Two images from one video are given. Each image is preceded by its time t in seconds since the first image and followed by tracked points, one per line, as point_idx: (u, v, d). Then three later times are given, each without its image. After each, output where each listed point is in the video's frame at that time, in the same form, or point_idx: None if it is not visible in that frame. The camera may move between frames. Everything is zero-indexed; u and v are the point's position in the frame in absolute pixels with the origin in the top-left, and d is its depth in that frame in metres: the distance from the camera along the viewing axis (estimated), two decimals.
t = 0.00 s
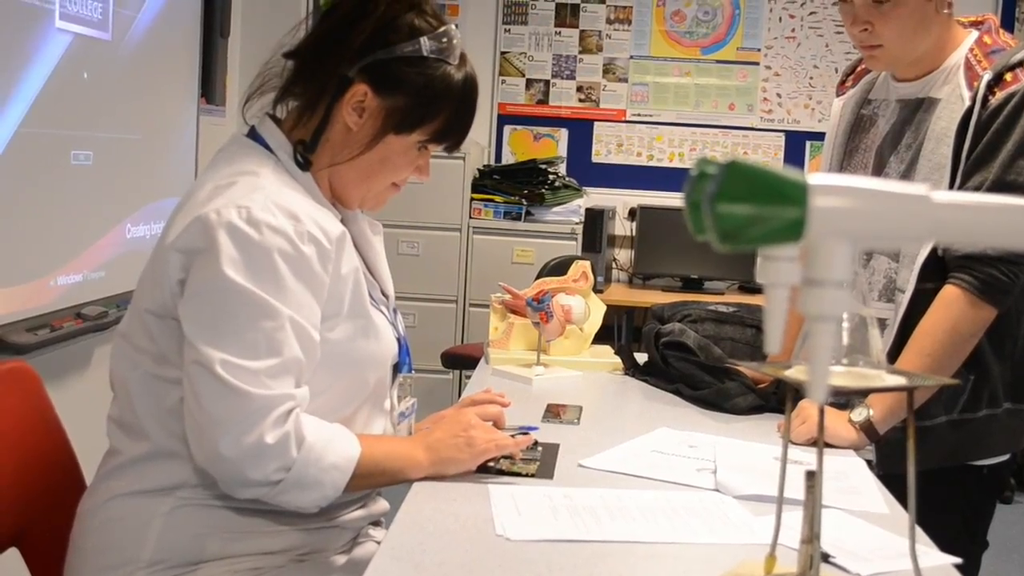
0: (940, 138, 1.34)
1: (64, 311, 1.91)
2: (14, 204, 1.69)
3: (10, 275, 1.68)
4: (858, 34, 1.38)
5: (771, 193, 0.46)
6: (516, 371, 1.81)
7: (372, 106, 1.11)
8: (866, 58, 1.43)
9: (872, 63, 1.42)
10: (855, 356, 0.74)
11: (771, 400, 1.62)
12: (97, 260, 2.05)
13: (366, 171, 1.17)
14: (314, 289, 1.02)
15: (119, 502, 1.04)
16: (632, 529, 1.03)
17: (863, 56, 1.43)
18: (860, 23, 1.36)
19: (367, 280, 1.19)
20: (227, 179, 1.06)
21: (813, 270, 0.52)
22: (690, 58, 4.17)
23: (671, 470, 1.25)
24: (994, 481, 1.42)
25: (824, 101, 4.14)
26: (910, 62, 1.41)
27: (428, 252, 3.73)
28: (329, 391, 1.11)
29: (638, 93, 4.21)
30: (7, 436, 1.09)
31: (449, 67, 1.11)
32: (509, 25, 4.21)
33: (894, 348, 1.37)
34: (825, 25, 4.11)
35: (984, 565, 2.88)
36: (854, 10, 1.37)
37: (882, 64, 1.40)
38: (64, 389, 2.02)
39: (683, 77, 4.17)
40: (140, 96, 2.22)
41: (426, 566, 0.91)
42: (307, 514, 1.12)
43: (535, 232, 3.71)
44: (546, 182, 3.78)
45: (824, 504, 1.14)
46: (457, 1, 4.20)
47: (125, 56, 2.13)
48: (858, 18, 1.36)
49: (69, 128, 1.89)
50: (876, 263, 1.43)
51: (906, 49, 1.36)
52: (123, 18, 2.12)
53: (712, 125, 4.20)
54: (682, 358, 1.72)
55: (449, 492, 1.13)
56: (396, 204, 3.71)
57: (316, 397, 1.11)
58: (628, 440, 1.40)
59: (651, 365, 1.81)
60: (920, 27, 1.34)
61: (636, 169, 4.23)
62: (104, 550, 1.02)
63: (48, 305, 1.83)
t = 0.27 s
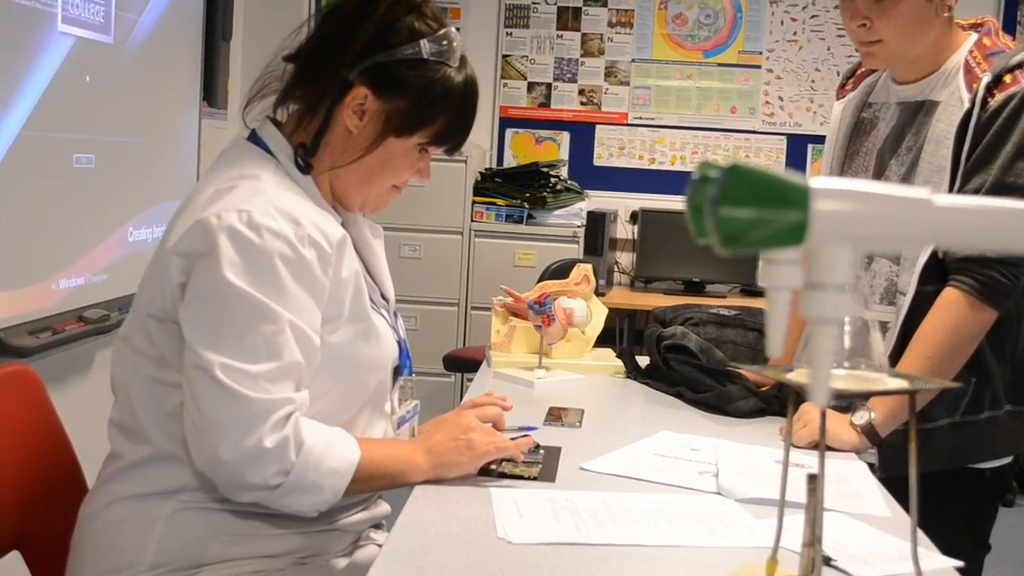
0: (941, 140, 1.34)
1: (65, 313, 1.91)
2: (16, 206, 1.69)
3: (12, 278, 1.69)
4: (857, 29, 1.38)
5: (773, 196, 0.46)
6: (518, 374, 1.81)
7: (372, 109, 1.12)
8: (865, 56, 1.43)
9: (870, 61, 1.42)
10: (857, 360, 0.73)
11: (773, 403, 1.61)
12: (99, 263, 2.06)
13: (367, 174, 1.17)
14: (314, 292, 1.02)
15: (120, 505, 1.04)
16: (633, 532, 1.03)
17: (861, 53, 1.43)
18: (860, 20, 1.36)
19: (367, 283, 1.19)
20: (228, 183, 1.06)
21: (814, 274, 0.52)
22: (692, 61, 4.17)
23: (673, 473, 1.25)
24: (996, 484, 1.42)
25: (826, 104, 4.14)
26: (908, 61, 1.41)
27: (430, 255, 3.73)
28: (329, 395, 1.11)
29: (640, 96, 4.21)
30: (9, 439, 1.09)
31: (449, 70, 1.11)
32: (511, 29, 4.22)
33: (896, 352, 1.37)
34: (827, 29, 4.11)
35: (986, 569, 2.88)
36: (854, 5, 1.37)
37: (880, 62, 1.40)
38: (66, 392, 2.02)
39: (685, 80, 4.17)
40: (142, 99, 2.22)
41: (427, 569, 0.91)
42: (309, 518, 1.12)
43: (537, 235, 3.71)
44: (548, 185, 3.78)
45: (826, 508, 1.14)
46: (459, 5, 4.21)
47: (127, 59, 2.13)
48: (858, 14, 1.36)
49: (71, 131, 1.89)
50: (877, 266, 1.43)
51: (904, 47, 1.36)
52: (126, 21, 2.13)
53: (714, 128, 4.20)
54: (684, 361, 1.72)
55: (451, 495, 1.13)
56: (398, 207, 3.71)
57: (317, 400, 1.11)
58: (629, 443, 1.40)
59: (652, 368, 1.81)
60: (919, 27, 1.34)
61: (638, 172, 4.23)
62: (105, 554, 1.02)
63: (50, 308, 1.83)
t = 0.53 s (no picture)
0: (941, 143, 1.34)
1: (66, 316, 1.91)
2: (17, 209, 1.69)
3: (13, 281, 1.69)
4: (858, 36, 1.38)
5: (774, 199, 0.45)
6: (519, 377, 1.81)
7: (373, 111, 1.11)
8: (866, 62, 1.43)
9: (872, 67, 1.42)
10: (858, 362, 0.73)
11: (773, 406, 1.61)
12: (100, 266, 2.06)
13: (367, 177, 1.17)
14: (314, 296, 1.02)
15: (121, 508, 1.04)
16: (634, 534, 1.03)
17: (863, 60, 1.42)
18: (861, 27, 1.35)
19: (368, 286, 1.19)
20: (229, 186, 1.06)
21: (815, 276, 0.52)
22: (693, 63, 4.17)
23: (673, 476, 1.25)
24: (996, 487, 1.42)
25: (826, 107, 4.15)
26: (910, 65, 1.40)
27: (430, 258, 3.73)
28: (330, 398, 1.11)
29: (640, 99, 4.22)
30: (10, 442, 1.09)
31: (450, 71, 1.11)
32: (512, 31, 4.22)
33: (896, 355, 1.37)
34: (828, 31, 4.11)
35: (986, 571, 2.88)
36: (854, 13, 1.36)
37: (883, 68, 1.40)
38: (67, 395, 2.02)
39: (685, 83, 4.18)
40: (142, 102, 2.22)
41: (428, 572, 0.91)
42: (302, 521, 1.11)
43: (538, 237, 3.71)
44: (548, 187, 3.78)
45: (826, 510, 1.14)
46: (460, 7, 4.21)
47: (128, 62, 2.13)
48: (859, 20, 1.36)
49: (72, 133, 1.89)
50: (878, 269, 1.44)
51: (906, 52, 1.36)
52: (127, 24, 2.13)
53: (715, 131, 4.20)
54: (685, 364, 1.73)
55: (451, 498, 1.13)
56: (399, 209, 3.71)
57: (317, 403, 1.11)
58: (630, 445, 1.40)
59: (652, 370, 1.81)
60: (920, 30, 1.33)
61: (638, 175, 4.24)
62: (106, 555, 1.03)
63: (50, 311, 1.83)
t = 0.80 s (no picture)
0: (941, 144, 1.34)
1: (66, 318, 1.91)
2: (17, 211, 1.69)
3: (13, 283, 1.68)
4: (858, 38, 1.38)
5: (775, 201, 0.46)
6: (520, 378, 1.81)
7: (374, 112, 1.12)
8: (865, 63, 1.43)
9: (871, 68, 1.42)
10: (858, 363, 0.74)
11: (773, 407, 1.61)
12: (100, 268, 2.06)
13: (369, 178, 1.17)
14: (314, 298, 1.02)
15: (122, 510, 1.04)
16: (634, 536, 1.03)
17: (862, 61, 1.42)
18: (861, 28, 1.35)
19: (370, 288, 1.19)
20: (231, 186, 1.06)
21: (813, 276, 0.52)
22: (693, 65, 4.17)
23: (675, 477, 1.25)
24: (997, 488, 1.42)
25: (826, 108, 4.15)
26: (910, 67, 1.41)
27: (431, 259, 3.73)
28: (331, 400, 1.11)
29: (641, 100, 4.22)
30: (10, 444, 1.09)
31: (451, 72, 1.11)
32: (512, 33, 4.22)
33: (897, 356, 1.37)
34: (828, 33, 4.12)
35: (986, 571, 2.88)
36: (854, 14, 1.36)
37: (882, 68, 1.40)
38: (67, 397, 2.02)
39: (685, 84, 4.18)
40: (143, 104, 2.22)
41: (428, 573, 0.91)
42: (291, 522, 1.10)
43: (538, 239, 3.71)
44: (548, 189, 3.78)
45: (827, 511, 1.14)
46: (460, 9, 4.21)
47: (129, 63, 2.14)
48: (859, 21, 1.35)
49: (72, 135, 1.89)
50: (878, 270, 1.44)
51: (906, 53, 1.36)
52: (127, 26, 2.13)
53: (715, 132, 4.20)
54: (685, 365, 1.72)
55: (452, 500, 1.13)
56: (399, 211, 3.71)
57: (318, 405, 1.11)
58: (631, 447, 1.40)
59: (653, 372, 1.81)
60: (920, 32, 1.34)
61: (639, 176, 4.24)
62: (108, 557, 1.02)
63: (51, 313, 1.83)
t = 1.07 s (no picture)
0: (941, 146, 1.34)
1: (66, 320, 1.91)
2: (17, 213, 1.69)
3: (13, 284, 1.68)
4: (858, 39, 1.38)
5: (774, 202, 0.46)
6: (520, 380, 1.80)
7: (373, 113, 1.12)
8: (865, 65, 1.43)
9: (871, 70, 1.42)
10: (858, 365, 0.74)
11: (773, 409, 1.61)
12: (100, 270, 2.06)
13: (368, 180, 1.17)
14: (314, 300, 1.02)
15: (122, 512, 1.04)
16: (634, 538, 1.03)
17: (861, 63, 1.42)
18: (861, 30, 1.35)
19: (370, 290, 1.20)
20: (230, 189, 1.07)
21: (814, 279, 0.52)
22: (693, 67, 4.17)
23: (674, 479, 1.25)
24: (997, 489, 1.42)
25: (826, 110, 4.15)
26: (909, 69, 1.40)
27: (431, 261, 3.73)
28: (330, 403, 1.11)
29: (640, 102, 4.22)
30: (10, 446, 1.09)
31: (451, 74, 1.11)
32: (512, 35, 4.22)
33: (897, 358, 1.37)
34: (827, 34, 4.12)
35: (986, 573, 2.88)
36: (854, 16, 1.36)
37: (882, 70, 1.40)
38: (67, 399, 2.02)
39: (685, 86, 4.18)
40: (143, 105, 2.22)
41: None
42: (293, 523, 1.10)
43: (538, 240, 3.71)
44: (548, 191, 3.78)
45: (827, 513, 1.14)
46: (459, 11, 4.22)
47: (128, 65, 2.14)
48: (858, 23, 1.35)
49: (72, 137, 1.89)
50: (878, 272, 1.44)
51: (907, 53, 1.36)
52: (127, 28, 2.13)
53: (714, 134, 4.20)
54: (684, 367, 1.72)
55: (451, 502, 1.13)
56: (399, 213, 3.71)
57: (318, 407, 1.10)
58: (631, 449, 1.40)
59: (653, 374, 1.81)
60: (920, 34, 1.33)
61: (638, 178, 4.24)
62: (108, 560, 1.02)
63: (51, 314, 1.83)
